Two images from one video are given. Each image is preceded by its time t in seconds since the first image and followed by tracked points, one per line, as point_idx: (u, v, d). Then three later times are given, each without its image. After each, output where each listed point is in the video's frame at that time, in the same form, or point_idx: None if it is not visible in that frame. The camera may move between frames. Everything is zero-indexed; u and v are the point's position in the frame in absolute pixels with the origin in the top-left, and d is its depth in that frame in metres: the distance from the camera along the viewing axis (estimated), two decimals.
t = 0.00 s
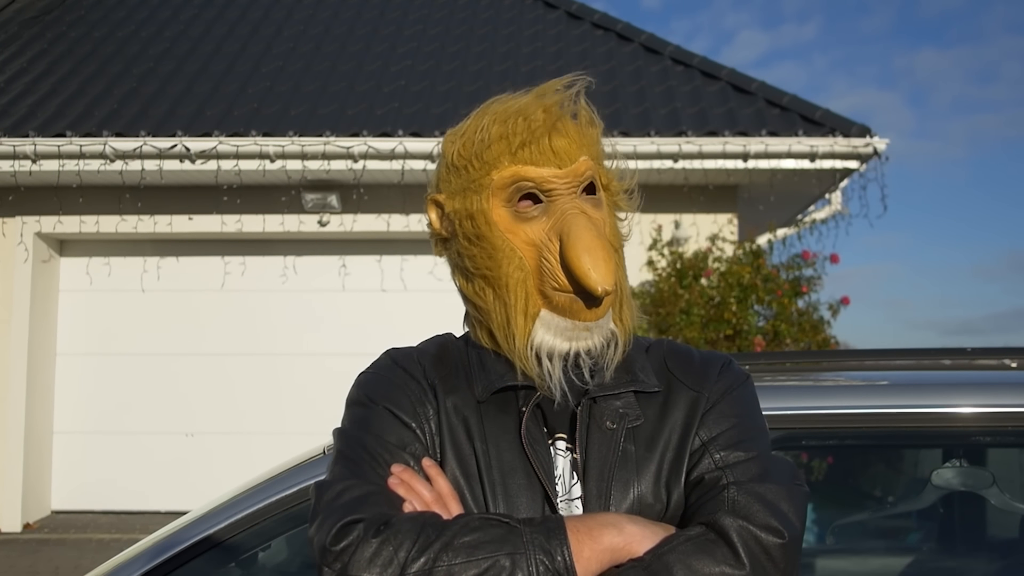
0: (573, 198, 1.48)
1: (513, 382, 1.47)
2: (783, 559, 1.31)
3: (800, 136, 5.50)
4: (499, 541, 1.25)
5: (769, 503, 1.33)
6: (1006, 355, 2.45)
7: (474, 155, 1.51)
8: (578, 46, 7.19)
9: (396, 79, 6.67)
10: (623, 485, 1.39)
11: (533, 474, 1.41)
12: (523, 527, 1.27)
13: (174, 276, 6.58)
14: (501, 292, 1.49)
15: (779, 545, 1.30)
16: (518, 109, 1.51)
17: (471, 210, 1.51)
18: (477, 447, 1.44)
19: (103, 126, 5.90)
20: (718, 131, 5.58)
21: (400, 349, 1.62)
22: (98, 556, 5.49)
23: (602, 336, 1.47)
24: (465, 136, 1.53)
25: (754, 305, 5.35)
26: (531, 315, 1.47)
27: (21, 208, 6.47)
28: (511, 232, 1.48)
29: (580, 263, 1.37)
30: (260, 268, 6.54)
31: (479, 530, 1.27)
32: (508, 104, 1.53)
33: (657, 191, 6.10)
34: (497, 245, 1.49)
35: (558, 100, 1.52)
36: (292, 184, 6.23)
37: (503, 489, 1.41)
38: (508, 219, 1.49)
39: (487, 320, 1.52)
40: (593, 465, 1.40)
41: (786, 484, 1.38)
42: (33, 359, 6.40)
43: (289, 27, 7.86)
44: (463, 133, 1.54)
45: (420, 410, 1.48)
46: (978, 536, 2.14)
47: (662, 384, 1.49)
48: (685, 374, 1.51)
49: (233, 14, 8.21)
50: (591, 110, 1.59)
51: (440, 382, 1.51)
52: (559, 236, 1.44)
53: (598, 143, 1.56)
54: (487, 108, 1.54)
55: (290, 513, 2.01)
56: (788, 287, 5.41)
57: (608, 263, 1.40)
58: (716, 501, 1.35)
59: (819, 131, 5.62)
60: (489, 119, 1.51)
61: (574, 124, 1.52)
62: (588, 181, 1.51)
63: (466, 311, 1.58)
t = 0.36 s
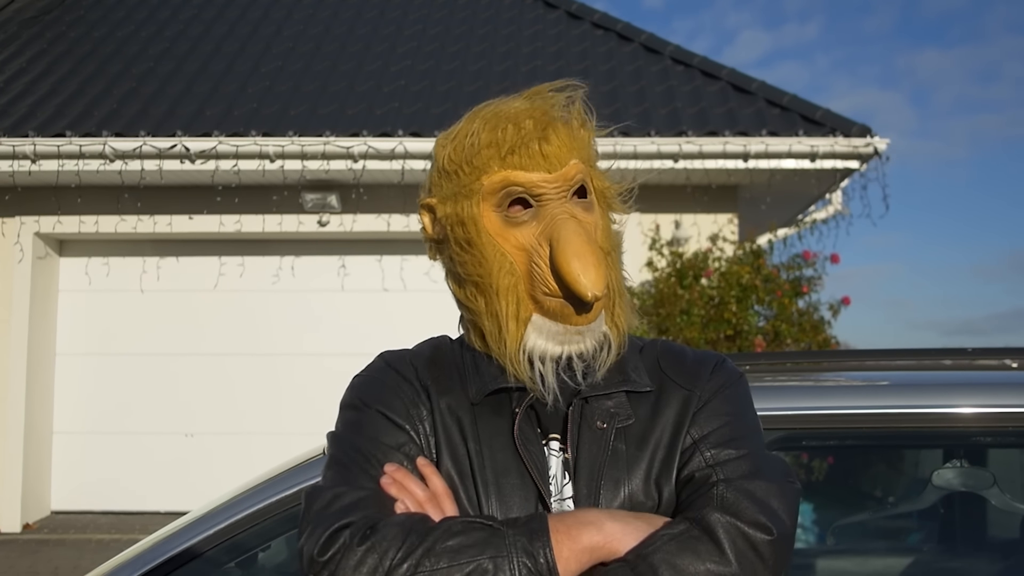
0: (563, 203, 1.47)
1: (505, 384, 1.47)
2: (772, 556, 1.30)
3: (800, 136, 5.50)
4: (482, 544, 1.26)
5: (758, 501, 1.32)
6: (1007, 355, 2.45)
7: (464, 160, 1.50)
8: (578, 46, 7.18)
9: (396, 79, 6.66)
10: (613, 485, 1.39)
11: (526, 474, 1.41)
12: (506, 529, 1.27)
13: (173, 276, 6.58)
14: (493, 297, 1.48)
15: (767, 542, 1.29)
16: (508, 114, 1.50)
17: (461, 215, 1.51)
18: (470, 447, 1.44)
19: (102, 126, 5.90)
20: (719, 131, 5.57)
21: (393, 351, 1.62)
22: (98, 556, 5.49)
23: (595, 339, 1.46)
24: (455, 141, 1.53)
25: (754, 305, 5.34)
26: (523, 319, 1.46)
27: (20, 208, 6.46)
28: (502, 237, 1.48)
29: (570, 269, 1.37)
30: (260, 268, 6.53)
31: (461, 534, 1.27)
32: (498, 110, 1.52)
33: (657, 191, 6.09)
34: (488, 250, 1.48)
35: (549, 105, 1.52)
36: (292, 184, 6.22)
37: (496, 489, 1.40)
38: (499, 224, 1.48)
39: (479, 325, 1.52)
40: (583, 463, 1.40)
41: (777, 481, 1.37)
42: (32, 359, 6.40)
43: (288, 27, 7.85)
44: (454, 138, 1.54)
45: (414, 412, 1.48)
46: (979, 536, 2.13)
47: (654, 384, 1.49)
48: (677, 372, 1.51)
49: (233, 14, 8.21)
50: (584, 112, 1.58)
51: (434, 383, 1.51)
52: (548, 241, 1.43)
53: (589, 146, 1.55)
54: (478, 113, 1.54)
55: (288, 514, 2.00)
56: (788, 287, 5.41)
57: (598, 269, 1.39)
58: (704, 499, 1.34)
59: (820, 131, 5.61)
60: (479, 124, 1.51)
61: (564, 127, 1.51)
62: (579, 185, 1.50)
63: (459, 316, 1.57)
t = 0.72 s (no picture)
0: (558, 198, 1.46)
1: (506, 386, 1.46)
2: (782, 564, 1.29)
3: (801, 136, 5.49)
4: (417, 549, 1.19)
5: (765, 511, 1.32)
6: (1007, 355, 2.44)
7: (456, 161, 1.49)
8: (578, 46, 7.18)
9: (396, 79, 6.66)
10: (620, 492, 1.39)
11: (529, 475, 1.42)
12: (434, 525, 1.21)
13: (172, 276, 6.57)
14: (491, 297, 1.46)
15: (778, 552, 1.29)
16: (497, 115, 1.50)
17: (456, 216, 1.49)
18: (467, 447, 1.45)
19: (101, 126, 5.89)
20: (719, 130, 5.57)
21: (379, 361, 1.62)
22: (97, 556, 5.48)
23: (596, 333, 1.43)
24: (445, 144, 1.52)
25: (755, 306, 5.34)
26: (524, 316, 1.44)
27: (20, 208, 6.45)
28: (498, 236, 1.46)
29: (567, 261, 1.35)
30: (259, 268, 6.53)
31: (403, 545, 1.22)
32: (487, 113, 1.52)
33: (657, 190, 6.08)
34: (484, 250, 1.46)
35: (538, 106, 1.53)
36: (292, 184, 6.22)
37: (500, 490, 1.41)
38: (494, 223, 1.47)
39: (477, 327, 1.49)
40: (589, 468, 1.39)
41: (783, 490, 1.36)
42: (31, 359, 6.39)
43: (288, 27, 7.84)
44: (444, 143, 1.53)
45: (400, 422, 1.48)
46: (980, 536, 2.13)
47: (657, 386, 1.48)
48: (679, 374, 1.50)
49: (233, 14, 8.20)
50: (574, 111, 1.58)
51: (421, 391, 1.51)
52: (545, 236, 1.41)
53: (580, 142, 1.55)
54: (467, 116, 1.53)
55: (288, 514, 2.00)
56: (789, 287, 5.40)
57: (596, 261, 1.37)
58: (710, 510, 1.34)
59: (820, 131, 5.61)
60: (470, 127, 1.51)
61: (554, 125, 1.51)
62: (572, 180, 1.49)
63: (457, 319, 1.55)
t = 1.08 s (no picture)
0: (552, 193, 1.45)
1: (506, 383, 1.45)
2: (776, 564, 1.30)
3: (801, 136, 5.48)
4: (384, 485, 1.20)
5: (759, 513, 1.31)
6: (1008, 355, 2.44)
7: (449, 161, 1.48)
8: (578, 46, 7.17)
9: (395, 79, 6.65)
10: (616, 492, 1.38)
11: (529, 470, 1.41)
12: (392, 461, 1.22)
13: (172, 276, 6.57)
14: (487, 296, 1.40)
15: (770, 554, 1.29)
16: (489, 115, 1.50)
17: (450, 216, 1.46)
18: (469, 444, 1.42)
19: (100, 126, 5.89)
20: (719, 131, 5.56)
21: (382, 358, 1.61)
22: (96, 557, 5.47)
23: (597, 329, 1.41)
24: (437, 146, 1.51)
25: (755, 306, 5.33)
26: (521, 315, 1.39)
27: (18, 208, 6.44)
28: (493, 234, 1.42)
29: (565, 254, 1.32)
30: (259, 268, 6.52)
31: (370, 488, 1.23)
32: (479, 113, 1.52)
33: (657, 191, 6.08)
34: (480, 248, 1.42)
35: (530, 103, 1.52)
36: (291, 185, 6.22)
37: (504, 484, 1.40)
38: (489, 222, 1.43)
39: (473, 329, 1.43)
40: (587, 466, 1.39)
41: (779, 489, 1.35)
42: (31, 358, 6.39)
43: (288, 26, 7.84)
44: (435, 145, 1.53)
45: (404, 413, 1.45)
46: (981, 537, 2.13)
47: (654, 381, 1.48)
48: (677, 370, 1.50)
49: (232, 13, 8.20)
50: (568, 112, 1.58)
51: (425, 383, 1.50)
52: (542, 231, 1.38)
53: (572, 142, 1.55)
54: (458, 119, 1.53)
55: (288, 515, 1.99)
56: (790, 288, 5.40)
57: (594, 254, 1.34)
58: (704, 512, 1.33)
59: (821, 131, 5.60)
60: (461, 128, 1.51)
61: (546, 123, 1.51)
62: (566, 177, 1.49)
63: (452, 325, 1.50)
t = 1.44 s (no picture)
0: (545, 187, 1.51)
1: (500, 385, 1.47)
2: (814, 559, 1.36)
3: (801, 136, 5.48)
4: (352, 485, 1.26)
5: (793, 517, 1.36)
6: (1008, 355, 2.43)
7: (446, 159, 1.55)
8: (578, 45, 7.17)
9: (395, 79, 6.65)
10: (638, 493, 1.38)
11: (519, 473, 1.40)
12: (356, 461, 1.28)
13: (172, 276, 6.56)
14: (485, 289, 1.51)
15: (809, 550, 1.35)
16: (485, 114, 1.57)
17: (447, 213, 1.54)
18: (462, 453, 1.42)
19: (100, 126, 5.88)
20: (720, 130, 5.56)
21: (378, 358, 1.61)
22: (96, 557, 5.47)
23: (590, 322, 1.50)
24: (435, 144, 1.58)
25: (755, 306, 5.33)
26: (518, 309, 1.49)
27: (18, 208, 6.44)
28: (489, 230, 1.51)
29: (556, 247, 1.39)
30: (258, 268, 6.52)
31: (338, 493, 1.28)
32: (476, 112, 1.59)
33: (656, 191, 6.07)
34: (477, 244, 1.51)
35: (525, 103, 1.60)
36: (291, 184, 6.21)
37: (495, 486, 1.38)
38: (485, 218, 1.51)
39: (473, 319, 1.53)
40: (596, 468, 1.41)
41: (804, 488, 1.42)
42: (30, 358, 6.39)
43: (288, 26, 7.84)
44: (433, 145, 1.60)
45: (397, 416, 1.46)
46: (981, 537, 2.13)
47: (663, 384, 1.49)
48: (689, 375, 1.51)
49: (232, 13, 8.19)
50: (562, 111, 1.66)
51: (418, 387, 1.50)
52: (534, 227, 1.46)
53: (567, 137, 1.61)
54: (456, 118, 1.60)
55: (287, 515, 1.99)
56: (790, 288, 5.39)
57: (584, 246, 1.42)
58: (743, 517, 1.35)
59: (821, 131, 5.60)
60: (457, 127, 1.57)
61: (540, 120, 1.58)
62: (560, 171, 1.55)
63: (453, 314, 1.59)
